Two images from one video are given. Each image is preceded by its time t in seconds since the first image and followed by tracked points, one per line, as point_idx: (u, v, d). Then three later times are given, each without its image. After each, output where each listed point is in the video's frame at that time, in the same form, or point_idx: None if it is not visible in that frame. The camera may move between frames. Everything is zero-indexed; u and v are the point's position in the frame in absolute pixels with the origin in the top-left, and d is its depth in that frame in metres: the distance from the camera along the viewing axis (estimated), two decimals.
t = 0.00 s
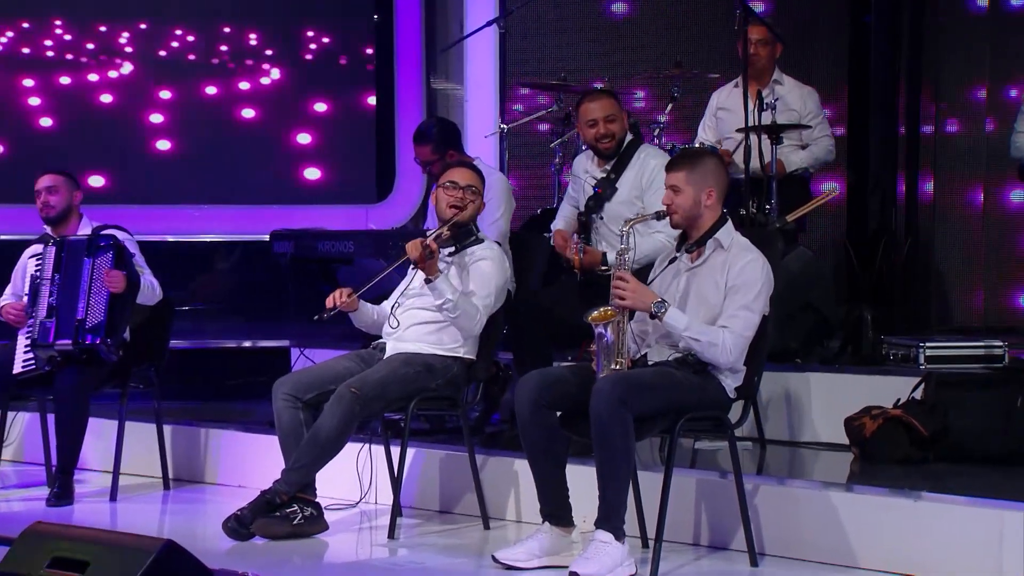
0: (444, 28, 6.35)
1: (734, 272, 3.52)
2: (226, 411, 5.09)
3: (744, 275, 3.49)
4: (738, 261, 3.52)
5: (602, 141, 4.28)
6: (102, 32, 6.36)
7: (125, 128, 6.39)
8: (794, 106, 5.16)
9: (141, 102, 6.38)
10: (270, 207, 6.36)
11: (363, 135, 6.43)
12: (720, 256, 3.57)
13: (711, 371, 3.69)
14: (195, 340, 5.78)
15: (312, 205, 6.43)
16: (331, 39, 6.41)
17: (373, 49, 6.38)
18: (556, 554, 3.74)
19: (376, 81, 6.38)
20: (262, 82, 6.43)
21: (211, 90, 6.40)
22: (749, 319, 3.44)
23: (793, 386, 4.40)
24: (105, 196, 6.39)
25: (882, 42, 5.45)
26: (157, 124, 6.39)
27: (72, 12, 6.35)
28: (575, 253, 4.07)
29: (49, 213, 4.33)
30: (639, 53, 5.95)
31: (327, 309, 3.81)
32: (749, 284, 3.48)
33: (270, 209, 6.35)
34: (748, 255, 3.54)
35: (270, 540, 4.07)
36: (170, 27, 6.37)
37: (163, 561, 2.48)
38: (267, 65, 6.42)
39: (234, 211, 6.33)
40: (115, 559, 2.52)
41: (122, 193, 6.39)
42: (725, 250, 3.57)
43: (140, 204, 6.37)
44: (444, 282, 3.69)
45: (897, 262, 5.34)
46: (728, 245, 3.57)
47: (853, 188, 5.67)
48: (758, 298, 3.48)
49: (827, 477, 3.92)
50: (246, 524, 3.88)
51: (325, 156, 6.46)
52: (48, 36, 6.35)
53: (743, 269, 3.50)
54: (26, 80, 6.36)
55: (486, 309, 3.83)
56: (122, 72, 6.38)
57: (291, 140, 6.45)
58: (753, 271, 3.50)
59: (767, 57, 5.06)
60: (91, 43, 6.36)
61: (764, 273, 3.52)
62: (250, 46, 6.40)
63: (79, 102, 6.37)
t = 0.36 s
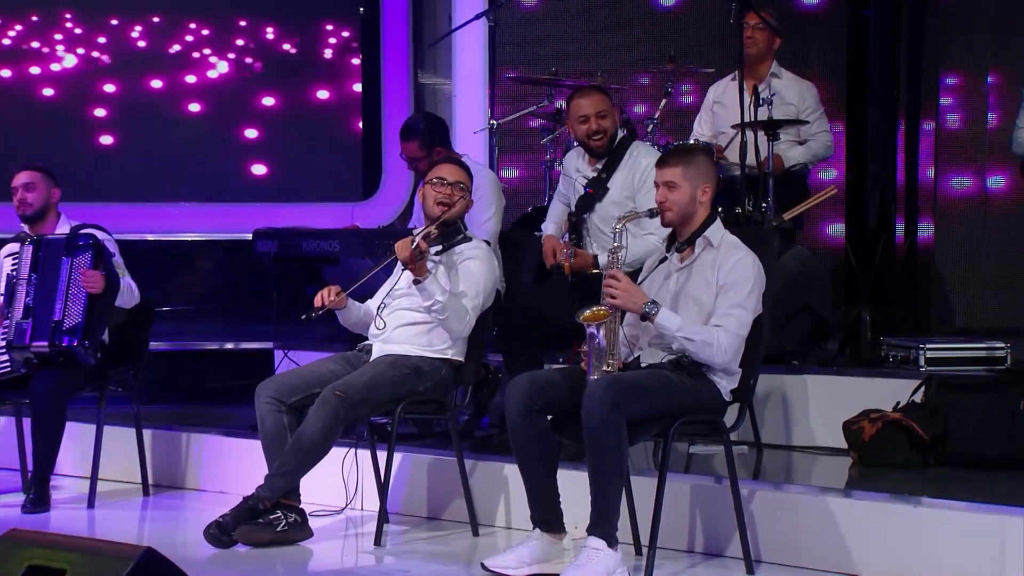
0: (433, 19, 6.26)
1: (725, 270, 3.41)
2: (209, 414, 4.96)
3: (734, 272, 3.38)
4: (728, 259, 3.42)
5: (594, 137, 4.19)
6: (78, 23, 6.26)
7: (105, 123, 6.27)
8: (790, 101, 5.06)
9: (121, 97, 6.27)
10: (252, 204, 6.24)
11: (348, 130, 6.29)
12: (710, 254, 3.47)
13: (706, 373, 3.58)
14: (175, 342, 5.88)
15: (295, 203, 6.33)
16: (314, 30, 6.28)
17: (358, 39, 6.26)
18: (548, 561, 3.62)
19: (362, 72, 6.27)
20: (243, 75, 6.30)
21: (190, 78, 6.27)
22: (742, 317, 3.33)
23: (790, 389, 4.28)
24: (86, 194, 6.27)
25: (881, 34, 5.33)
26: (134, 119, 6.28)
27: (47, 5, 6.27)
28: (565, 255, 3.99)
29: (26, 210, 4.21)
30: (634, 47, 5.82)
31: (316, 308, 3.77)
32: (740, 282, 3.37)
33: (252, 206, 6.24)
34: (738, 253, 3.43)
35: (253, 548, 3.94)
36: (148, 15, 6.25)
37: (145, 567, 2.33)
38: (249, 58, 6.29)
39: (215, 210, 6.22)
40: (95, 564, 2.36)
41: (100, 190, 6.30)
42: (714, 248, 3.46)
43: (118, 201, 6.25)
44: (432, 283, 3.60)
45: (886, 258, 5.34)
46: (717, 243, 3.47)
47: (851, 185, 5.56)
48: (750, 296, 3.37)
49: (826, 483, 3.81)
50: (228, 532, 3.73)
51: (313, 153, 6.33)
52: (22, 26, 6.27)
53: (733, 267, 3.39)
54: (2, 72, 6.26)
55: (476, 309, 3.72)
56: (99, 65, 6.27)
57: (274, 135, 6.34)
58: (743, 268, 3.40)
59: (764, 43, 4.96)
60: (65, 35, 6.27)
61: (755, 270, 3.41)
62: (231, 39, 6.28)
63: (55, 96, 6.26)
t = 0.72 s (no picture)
0: (419, 12, 6.08)
1: (721, 267, 3.30)
2: (192, 417, 4.84)
3: (730, 270, 3.27)
4: (724, 257, 3.30)
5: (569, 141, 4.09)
6: (56, 16, 6.09)
7: (84, 119, 6.13)
8: (788, 96, 4.94)
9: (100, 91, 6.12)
10: (237, 202, 6.14)
11: (334, 128, 6.19)
12: (705, 253, 3.36)
13: (700, 375, 3.47)
14: (155, 344, 5.46)
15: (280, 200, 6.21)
16: (300, 24, 6.15)
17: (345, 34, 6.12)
18: (539, 568, 3.51)
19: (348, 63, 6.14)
20: (226, 69, 6.16)
21: (173, 78, 6.13)
22: (735, 316, 3.22)
23: (787, 391, 4.17)
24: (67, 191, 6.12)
25: (880, 29, 5.25)
26: (115, 113, 6.14)
27: None
28: (557, 253, 3.89)
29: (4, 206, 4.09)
30: (628, 41, 5.72)
31: (311, 301, 3.49)
32: (735, 280, 3.26)
33: (237, 204, 6.13)
34: (734, 250, 3.32)
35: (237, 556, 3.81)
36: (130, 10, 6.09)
37: None
38: (233, 52, 6.15)
39: (198, 207, 6.09)
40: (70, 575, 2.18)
41: (79, 187, 6.15)
42: (710, 247, 3.35)
43: (97, 198, 6.13)
44: (421, 285, 3.45)
45: (885, 255, 5.29)
46: (713, 242, 3.35)
47: (850, 182, 5.46)
48: (745, 295, 3.25)
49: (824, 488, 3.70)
50: (211, 538, 3.63)
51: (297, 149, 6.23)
52: None
53: (729, 264, 3.28)
54: None
55: (467, 310, 3.59)
56: (77, 59, 6.11)
57: (257, 132, 6.21)
58: (739, 265, 3.28)
59: (760, 36, 4.84)
60: (44, 29, 6.09)
61: (752, 268, 3.30)
62: (215, 32, 6.13)
63: (32, 90, 6.10)
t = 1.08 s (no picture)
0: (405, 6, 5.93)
1: (725, 272, 3.20)
2: (172, 421, 4.70)
3: (735, 275, 3.17)
4: (729, 260, 3.21)
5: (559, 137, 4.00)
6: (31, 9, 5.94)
7: (58, 113, 5.92)
8: (784, 91, 4.84)
9: (76, 84, 5.93)
10: (219, 198, 6.00)
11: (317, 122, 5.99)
12: (710, 256, 3.25)
13: (697, 379, 3.35)
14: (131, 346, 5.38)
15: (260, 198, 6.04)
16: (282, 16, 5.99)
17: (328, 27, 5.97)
18: None
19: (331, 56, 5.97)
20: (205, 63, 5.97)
21: (150, 66, 5.95)
22: (738, 322, 3.13)
23: (784, 394, 4.06)
24: (43, 188, 5.96)
25: (879, 28, 5.24)
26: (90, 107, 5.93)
27: None
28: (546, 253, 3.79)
29: None
30: (620, 35, 5.61)
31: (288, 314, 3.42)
32: (738, 286, 3.17)
33: (219, 201, 6.00)
34: (741, 255, 3.23)
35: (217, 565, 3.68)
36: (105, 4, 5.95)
37: None
38: (213, 44, 5.98)
39: (181, 205, 5.96)
40: None
41: (53, 183, 5.95)
42: (714, 250, 3.25)
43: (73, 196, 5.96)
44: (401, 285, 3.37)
45: (884, 255, 5.29)
46: (718, 244, 3.25)
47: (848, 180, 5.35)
48: (750, 301, 3.16)
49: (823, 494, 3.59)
50: (189, 545, 3.50)
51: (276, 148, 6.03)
52: None
53: (735, 269, 3.18)
54: None
55: (450, 312, 3.47)
56: (52, 52, 5.92)
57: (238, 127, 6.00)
58: (746, 271, 3.19)
59: (758, 28, 4.75)
60: (18, 22, 5.94)
61: (758, 274, 3.21)
62: (194, 24, 5.97)
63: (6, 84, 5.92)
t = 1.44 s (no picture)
0: None
1: (713, 271, 3.11)
2: (154, 425, 4.58)
3: (723, 274, 3.09)
4: (716, 259, 3.12)
5: (556, 130, 3.90)
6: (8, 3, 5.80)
7: (36, 110, 5.83)
8: (783, 87, 4.74)
9: (58, 80, 5.82)
10: (201, 198, 5.84)
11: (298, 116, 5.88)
12: (697, 254, 3.18)
13: (693, 382, 3.26)
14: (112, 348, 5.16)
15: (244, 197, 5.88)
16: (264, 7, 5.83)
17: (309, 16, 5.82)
18: None
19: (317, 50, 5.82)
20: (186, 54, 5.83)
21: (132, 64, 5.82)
22: (734, 324, 3.04)
23: (782, 398, 3.96)
24: (23, 186, 5.84)
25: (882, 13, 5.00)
26: (71, 105, 5.83)
27: None
28: (535, 257, 3.70)
29: None
30: (613, 29, 5.52)
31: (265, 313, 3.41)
32: (729, 285, 3.08)
33: (201, 201, 5.83)
34: (727, 254, 3.14)
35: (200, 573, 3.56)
36: None
37: None
38: (194, 37, 5.82)
39: (163, 203, 5.81)
40: None
41: (34, 181, 5.84)
42: (701, 248, 3.17)
43: (53, 193, 5.83)
44: (390, 286, 3.24)
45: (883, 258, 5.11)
46: (705, 242, 3.17)
47: (848, 177, 5.15)
48: (741, 300, 3.07)
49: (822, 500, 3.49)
50: (173, 553, 3.39)
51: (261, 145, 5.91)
52: None
53: (723, 267, 3.10)
54: None
55: (440, 311, 3.36)
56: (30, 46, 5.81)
57: (222, 122, 5.89)
58: (734, 268, 3.11)
59: (756, 22, 4.68)
60: None
61: (746, 272, 3.12)
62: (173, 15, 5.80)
63: None
